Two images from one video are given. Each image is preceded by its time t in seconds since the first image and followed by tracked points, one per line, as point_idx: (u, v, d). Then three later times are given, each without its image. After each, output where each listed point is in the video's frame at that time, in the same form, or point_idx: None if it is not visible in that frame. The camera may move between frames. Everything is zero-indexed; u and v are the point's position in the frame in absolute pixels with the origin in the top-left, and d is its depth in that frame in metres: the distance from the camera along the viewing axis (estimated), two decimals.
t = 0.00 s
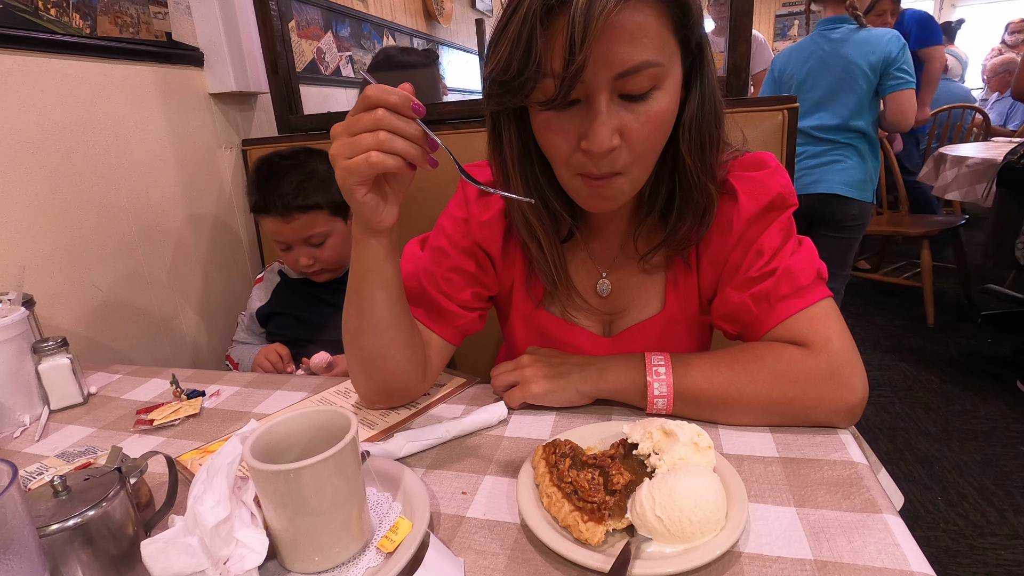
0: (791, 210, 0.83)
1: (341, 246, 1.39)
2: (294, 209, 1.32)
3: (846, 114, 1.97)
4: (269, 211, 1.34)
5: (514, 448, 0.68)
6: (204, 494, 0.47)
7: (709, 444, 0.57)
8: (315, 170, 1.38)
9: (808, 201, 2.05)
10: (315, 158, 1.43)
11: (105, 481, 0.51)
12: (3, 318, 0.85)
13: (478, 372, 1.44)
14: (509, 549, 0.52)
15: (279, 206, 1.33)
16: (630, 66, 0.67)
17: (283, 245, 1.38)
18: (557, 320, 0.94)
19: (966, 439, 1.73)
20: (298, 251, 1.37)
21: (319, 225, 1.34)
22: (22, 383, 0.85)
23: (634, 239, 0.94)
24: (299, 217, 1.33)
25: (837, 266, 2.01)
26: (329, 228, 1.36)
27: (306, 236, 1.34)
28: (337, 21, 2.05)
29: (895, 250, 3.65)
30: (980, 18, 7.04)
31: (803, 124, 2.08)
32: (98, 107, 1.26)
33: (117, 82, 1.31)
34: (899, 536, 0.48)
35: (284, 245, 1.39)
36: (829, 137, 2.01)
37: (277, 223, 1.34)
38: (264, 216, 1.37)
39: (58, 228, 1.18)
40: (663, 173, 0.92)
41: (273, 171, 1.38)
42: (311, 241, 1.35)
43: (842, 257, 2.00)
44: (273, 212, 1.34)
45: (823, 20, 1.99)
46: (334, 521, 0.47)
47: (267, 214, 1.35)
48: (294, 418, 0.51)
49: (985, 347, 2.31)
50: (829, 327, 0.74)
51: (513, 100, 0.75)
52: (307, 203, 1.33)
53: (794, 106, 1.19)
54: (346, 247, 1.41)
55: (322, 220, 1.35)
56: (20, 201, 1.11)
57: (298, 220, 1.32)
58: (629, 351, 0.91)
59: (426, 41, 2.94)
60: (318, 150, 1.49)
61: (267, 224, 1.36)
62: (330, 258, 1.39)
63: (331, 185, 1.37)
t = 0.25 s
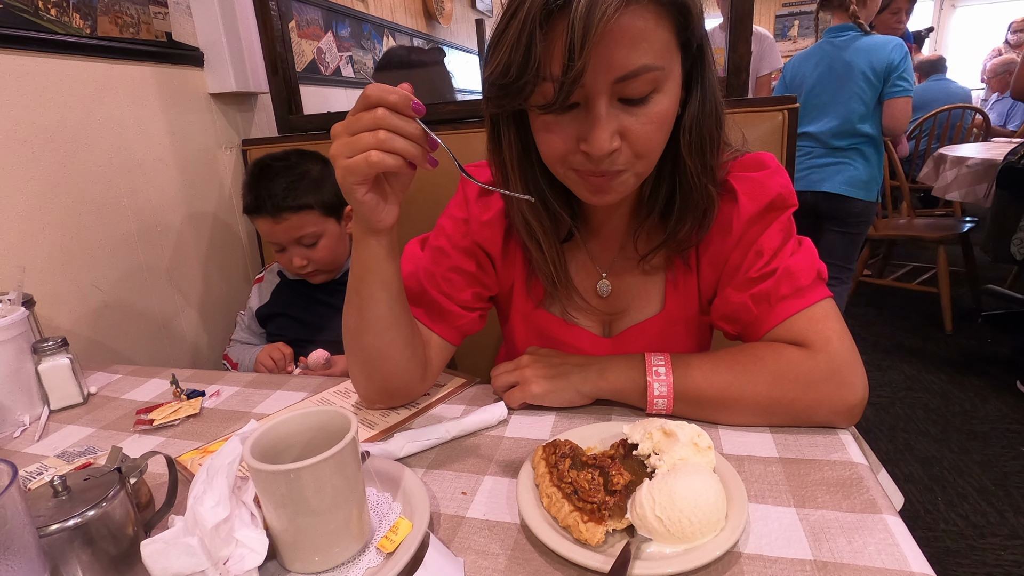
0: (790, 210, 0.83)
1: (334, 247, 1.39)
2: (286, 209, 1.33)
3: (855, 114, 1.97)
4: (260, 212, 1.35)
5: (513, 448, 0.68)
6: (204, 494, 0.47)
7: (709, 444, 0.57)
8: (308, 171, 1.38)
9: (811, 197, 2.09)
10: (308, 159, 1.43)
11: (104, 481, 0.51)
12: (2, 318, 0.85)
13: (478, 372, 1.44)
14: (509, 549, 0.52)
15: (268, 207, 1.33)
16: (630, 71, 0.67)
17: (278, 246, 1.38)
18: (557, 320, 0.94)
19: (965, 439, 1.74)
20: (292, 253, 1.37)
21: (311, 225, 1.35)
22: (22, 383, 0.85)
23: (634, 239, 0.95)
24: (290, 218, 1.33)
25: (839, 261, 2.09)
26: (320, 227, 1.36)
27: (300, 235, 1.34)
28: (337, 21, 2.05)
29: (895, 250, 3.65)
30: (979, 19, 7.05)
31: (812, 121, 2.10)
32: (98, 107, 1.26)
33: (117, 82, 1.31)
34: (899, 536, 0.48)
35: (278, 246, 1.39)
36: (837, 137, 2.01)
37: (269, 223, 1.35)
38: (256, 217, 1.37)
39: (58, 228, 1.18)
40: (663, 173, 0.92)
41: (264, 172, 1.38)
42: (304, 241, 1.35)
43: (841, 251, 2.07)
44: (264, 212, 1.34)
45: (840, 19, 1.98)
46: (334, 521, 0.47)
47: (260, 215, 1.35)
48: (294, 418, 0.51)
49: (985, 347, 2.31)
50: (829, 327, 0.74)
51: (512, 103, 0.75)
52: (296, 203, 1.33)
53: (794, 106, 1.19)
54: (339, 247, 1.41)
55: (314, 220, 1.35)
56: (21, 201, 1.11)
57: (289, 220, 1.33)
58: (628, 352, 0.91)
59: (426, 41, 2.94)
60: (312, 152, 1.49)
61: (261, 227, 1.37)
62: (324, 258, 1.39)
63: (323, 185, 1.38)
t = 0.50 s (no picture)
0: (790, 212, 0.83)
1: (330, 247, 1.39)
2: (281, 209, 1.33)
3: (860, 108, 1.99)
4: (256, 213, 1.34)
5: (512, 450, 0.68)
6: (203, 495, 0.47)
7: (709, 446, 0.57)
8: (303, 173, 1.38)
9: (819, 190, 2.14)
10: (304, 160, 1.43)
11: (104, 482, 0.51)
12: (1, 319, 0.85)
13: (477, 372, 1.44)
14: (508, 550, 0.52)
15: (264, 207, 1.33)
16: (629, 83, 0.67)
17: (274, 248, 1.39)
18: (557, 322, 0.94)
19: (965, 440, 1.74)
20: (288, 254, 1.37)
21: (305, 225, 1.34)
22: (21, 384, 0.85)
23: (633, 240, 0.95)
24: (285, 218, 1.33)
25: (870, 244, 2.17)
26: (316, 228, 1.36)
27: (295, 236, 1.34)
28: (337, 22, 2.05)
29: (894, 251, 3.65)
30: (977, 20, 7.05)
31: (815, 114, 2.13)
32: (97, 108, 1.26)
33: (117, 83, 1.31)
34: (898, 538, 0.48)
35: (274, 247, 1.39)
36: (844, 132, 2.03)
37: (264, 223, 1.35)
38: (251, 217, 1.37)
39: (57, 228, 1.18)
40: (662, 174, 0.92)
41: (260, 173, 1.38)
42: (299, 242, 1.35)
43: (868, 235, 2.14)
44: (260, 213, 1.34)
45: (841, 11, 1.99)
46: (333, 522, 0.47)
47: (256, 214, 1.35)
48: (293, 418, 0.51)
49: (984, 348, 2.31)
50: (828, 329, 0.74)
51: (511, 113, 0.75)
52: (291, 203, 1.33)
53: (794, 107, 1.19)
54: (335, 247, 1.41)
55: (309, 221, 1.35)
56: (21, 201, 1.11)
57: (284, 220, 1.33)
58: (627, 353, 0.91)
59: (426, 41, 2.93)
60: (309, 153, 1.49)
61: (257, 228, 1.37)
62: (320, 258, 1.39)
63: (318, 187, 1.38)
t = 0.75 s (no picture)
0: (789, 211, 0.83)
1: (327, 246, 1.39)
2: (279, 209, 1.32)
3: (887, 105, 2.06)
4: (253, 212, 1.34)
5: (512, 450, 0.68)
6: (204, 494, 0.47)
7: (709, 445, 0.57)
8: (302, 172, 1.38)
9: (842, 185, 2.18)
10: (302, 160, 1.43)
11: (104, 481, 0.51)
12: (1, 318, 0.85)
13: (477, 372, 1.44)
14: (508, 550, 0.52)
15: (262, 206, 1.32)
16: (627, 61, 0.67)
17: (273, 248, 1.39)
18: (556, 321, 0.94)
19: (964, 440, 1.74)
20: (286, 253, 1.37)
21: (303, 225, 1.34)
22: (21, 383, 0.85)
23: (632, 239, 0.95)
24: (284, 217, 1.33)
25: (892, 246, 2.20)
26: (314, 228, 1.36)
27: (293, 235, 1.34)
28: (337, 22, 2.05)
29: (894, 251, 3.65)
30: (976, 21, 7.06)
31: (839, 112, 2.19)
32: (97, 107, 1.26)
33: (116, 82, 1.31)
34: (898, 537, 0.48)
35: (273, 247, 1.39)
36: (873, 126, 2.09)
37: (262, 224, 1.35)
38: (249, 216, 1.36)
39: (57, 227, 1.18)
40: (660, 174, 0.92)
41: (259, 173, 1.38)
42: (297, 241, 1.35)
43: (887, 234, 2.18)
44: (258, 212, 1.34)
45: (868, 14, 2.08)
46: (333, 522, 0.47)
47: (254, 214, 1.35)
48: (293, 418, 0.51)
49: (984, 348, 2.31)
50: (827, 329, 0.74)
51: (512, 98, 0.75)
52: (290, 203, 1.33)
53: (793, 107, 1.19)
54: (333, 247, 1.41)
55: (307, 220, 1.35)
56: (20, 201, 1.11)
57: (283, 220, 1.32)
58: (626, 353, 0.91)
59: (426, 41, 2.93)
60: (308, 154, 1.49)
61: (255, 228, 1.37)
62: (317, 258, 1.39)
63: (317, 187, 1.38)
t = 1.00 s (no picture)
0: (787, 211, 0.83)
1: (326, 248, 1.39)
2: (278, 210, 1.32)
3: (937, 100, 1.99)
4: (252, 214, 1.34)
5: (512, 450, 0.68)
6: (203, 494, 0.47)
7: (708, 445, 0.57)
8: (299, 173, 1.38)
9: (884, 181, 2.09)
10: (300, 161, 1.43)
11: (103, 481, 0.51)
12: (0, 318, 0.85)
13: (477, 372, 1.44)
14: (507, 549, 0.52)
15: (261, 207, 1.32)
16: (623, 49, 0.67)
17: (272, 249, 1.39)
18: (552, 318, 0.94)
19: (964, 440, 1.74)
20: (284, 254, 1.36)
21: (302, 226, 1.35)
22: (20, 383, 0.85)
23: (630, 238, 0.95)
24: (283, 218, 1.33)
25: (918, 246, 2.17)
26: (313, 228, 1.36)
27: (292, 236, 1.34)
28: (336, 22, 2.05)
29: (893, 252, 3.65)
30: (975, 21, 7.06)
31: (884, 104, 2.09)
32: (97, 107, 1.26)
33: (116, 81, 1.31)
34: (897, 537, 0.48)
35: (272, 248, 1.39)
36: (920, 121, 2.01)
37: (260, 224, 1.35)
38: (248, 218, 1.36)
39: (56, 227, 1.18)
40: (658, 173, 0.92)
41: (256, 174, 1.38)
42: (296, 242, 1.35)
43: (918, 233, 2.15)
44: (256, 214, 1.34)
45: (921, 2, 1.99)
46: (332, 522, 0.47)
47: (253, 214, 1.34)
48: (293, 417, 0.51)
49: (984, 348, 2.31)
50: (827, 328, 0.74)
51: (511, 88, 0.75)
52: (289, 203, 1.33)
53: (793, 107, 1.19)
54: (332, 248, 1.41)
55: (306, 221, 1.35)
56: (19, 200, 1.11)
57: (281, 221, 1.33)
58: (625, 352, 0.91)
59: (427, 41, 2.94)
60: (305, 154, 1.49)
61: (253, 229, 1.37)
62: (317, 258, 1.39)
63: (315, 188, 1.39)
